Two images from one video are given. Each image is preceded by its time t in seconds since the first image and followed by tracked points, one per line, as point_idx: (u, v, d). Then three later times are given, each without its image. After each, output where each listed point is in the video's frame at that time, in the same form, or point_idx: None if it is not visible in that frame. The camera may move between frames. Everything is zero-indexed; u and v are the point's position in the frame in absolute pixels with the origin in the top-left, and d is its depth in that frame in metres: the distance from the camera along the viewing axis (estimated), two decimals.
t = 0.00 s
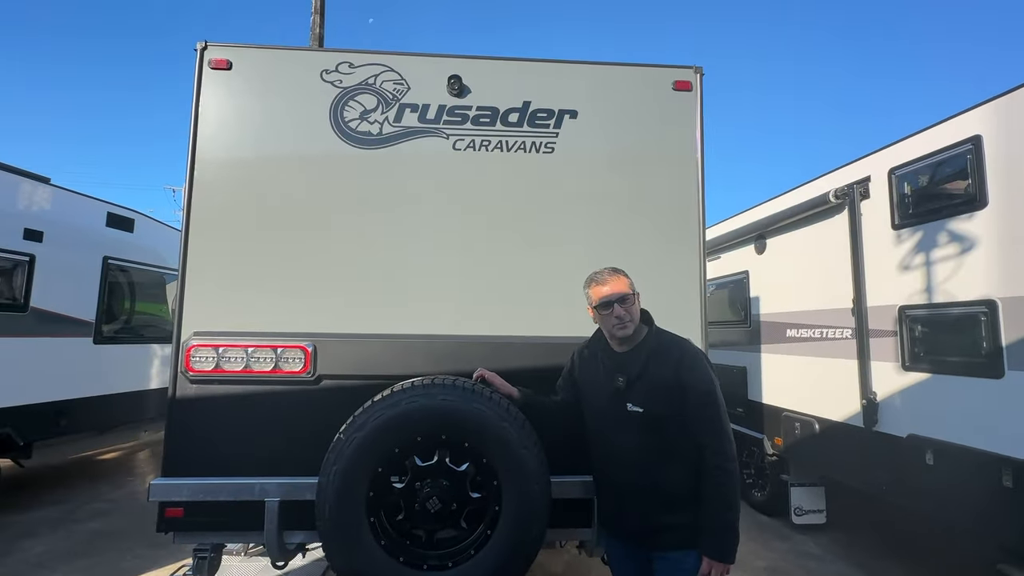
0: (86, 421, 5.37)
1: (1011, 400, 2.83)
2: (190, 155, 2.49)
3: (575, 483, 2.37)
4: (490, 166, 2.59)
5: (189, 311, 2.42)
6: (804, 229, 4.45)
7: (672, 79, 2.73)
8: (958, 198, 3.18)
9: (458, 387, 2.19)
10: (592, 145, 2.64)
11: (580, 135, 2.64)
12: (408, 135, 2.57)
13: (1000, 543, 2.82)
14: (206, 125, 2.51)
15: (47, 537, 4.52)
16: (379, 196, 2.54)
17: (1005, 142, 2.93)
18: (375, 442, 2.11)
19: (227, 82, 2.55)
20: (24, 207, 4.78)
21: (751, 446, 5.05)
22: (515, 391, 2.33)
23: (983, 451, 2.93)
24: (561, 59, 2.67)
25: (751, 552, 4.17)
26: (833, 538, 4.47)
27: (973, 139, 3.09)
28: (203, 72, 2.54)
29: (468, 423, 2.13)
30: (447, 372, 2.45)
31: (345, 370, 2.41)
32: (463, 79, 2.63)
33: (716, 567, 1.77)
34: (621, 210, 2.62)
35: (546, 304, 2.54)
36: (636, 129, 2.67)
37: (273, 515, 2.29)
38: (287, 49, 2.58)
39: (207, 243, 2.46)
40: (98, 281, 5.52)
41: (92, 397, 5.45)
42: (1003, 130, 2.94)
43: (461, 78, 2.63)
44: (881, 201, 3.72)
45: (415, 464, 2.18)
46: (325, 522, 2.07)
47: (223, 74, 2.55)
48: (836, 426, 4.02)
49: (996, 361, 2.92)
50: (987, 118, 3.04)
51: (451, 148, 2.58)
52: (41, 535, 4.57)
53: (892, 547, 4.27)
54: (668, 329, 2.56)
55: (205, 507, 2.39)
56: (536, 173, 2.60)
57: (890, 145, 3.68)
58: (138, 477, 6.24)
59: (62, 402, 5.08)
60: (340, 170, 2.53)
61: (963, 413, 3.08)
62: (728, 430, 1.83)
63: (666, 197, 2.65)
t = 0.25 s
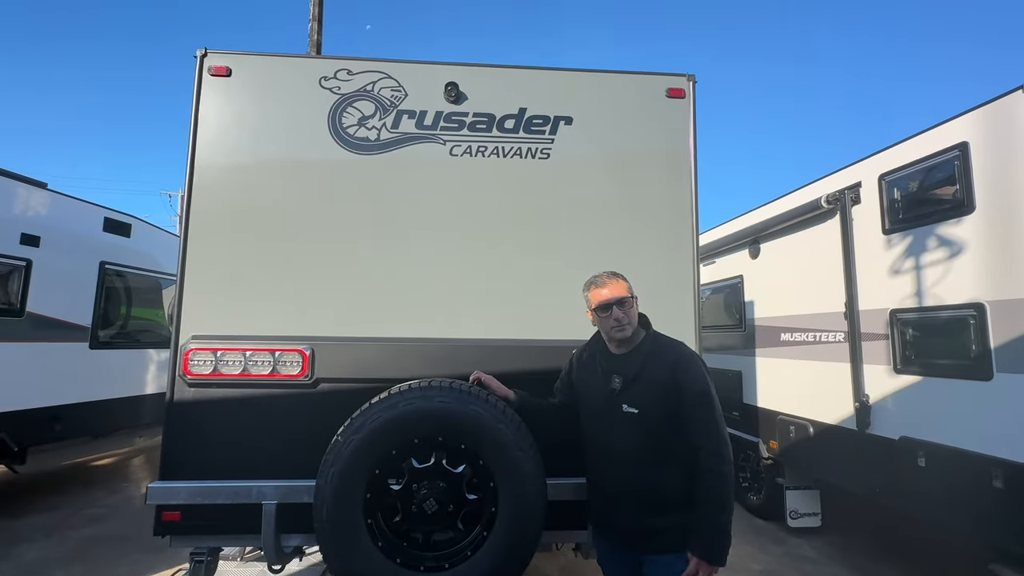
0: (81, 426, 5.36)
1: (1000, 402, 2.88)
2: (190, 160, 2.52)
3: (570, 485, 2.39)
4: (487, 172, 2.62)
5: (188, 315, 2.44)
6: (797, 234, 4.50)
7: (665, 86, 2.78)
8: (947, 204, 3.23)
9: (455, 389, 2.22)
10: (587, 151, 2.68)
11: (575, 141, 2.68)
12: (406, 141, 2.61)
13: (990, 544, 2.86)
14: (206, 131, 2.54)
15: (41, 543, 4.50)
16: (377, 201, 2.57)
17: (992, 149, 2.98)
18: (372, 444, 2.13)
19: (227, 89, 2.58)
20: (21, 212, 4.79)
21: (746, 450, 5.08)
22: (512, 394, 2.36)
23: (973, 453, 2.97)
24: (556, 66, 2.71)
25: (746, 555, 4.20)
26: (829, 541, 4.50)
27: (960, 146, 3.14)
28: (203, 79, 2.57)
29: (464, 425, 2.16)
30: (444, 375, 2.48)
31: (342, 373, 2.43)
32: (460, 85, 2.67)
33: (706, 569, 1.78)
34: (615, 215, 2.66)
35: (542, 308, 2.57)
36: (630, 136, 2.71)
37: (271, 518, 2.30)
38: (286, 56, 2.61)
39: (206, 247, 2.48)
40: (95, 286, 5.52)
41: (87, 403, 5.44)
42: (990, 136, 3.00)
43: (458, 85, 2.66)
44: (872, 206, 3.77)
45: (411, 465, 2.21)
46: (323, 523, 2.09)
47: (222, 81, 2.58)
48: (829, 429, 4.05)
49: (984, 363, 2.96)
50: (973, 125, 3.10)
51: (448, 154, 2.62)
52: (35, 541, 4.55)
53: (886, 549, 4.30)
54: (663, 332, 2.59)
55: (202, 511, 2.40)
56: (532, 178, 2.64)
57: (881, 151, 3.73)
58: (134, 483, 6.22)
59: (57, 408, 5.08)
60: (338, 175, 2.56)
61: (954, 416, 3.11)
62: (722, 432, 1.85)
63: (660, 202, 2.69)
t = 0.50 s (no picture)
0: (79, 430, 5.36)
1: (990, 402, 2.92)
2: (191, 165, 2.55)
3: (567, 485, 2.42)
4: (485, 176, 2.66)
5: (189, 318, 2.46)
6: (792, 238, 4.54)
7: (661, 92, 2.82)
8: (938, 207, 3.28)
9: (454, 390, 2.25)
10: (584, 156, 2.72)
11: (573, 146, 2.72)
12: (405, 145, 2.64)
13: (981, 544, 2.89)
14: (207, 136, 2.57)
15: (38, 547, 4.50)
16: (376, 205, 2.60)
17: (982, 153, 3.03)
18: (372, 444, 2.15)
19: (228, 94, 2.61)
20: (20, 215, 4.81)
21: (743, 452, 5.12)
22: (510, 395, 2.39)
23: (965, 454, 3.01)
24: (554, 72, 2.75)
25: (743, 556, 4.22)
26: (825, 543, 4.52)
27: (950, 150, 3.20)
28: (205, 85, 2.60)
29: (464, 426, 2.18)
30: (443, 377, 2.50)
31: (342, 375, 2.46)
32: (458, 91, 2.70)
33: (683, 570, 1.80)
34: (612, 219, 2.69)
35: (540, 311, 2.60)
36: (626, 141, 2.75)
37: (271, 519, 2.32)
38: (287, 62, 2.65)
39: (207, 250, 2.50)
40: (93, 290, 5.54)
41: (85, 406, 5.44)
42: (979, 141, 3.05)
43: (457, 90, 2.70)
44: (865, 210, 3.82)
45: (411, 466, 2.23)
46: (323, 523, 2.11)
47: (224, 87, 2.61)
48: (825, 431, 4.09)
49: (976, 364, 3.00)
50: (963, 130, 3.15)
51: (447, 158, 2.65)
52: (32, 545, 4.56)
53: (881, 550, 4.33)
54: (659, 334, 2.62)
55: (202, 512, 2.42)
56: (530, 182, 2.67)
57: (874, 155, 3.78)
58: (131, 487, 6.21)
59: (55, 411, 5.08)
60: (338, 179, 2.59)
61: (947, 417, 3.15)
62: (710, 433, 1.88)
63: (655, 206, 2.72)
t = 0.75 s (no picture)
0: (78, 434, 5.36)
1: (985, 403, 2.95)
2: (192, 168, 2.57)
3: (566, 485, 2.44)
4: (484, 179, 2.68)
5: (190, 320, 2.48)
6: (789, 240, 4.58)
7: (657, 97, 2.85)
8: (932, 210, 3.31)
9: (454, 391, 2.27)
10: (582, 159, 2.75)
11: (571, 149, 2.75)
12: (404, 149, 2.67)
13: (977, 543, 2.91)
14: (208, 139, 2.59)
15: (36, 551, 4.50)
16: (376, 208, 2.62)
17: (974, 157, 3.07)
18: (373, 444, 2.17)
19: (229, 98, 2.63)
20: (20, 219, 4.83)
21: (741, 454, 5.14)
22: (509, 396, 2.40)
23: (960, 454, 3.03)
24: (551, 77, 2.78)
25: (741, 558, 4.23)
26: (823, 544, 4.54)
27: (943, 154, 3.24)
28: (206, 89, 2.63)
29: (463, 426, 2.20)
30: (442, 378, 2.52)
31: (342, 377, 2.47)
32: (457, 95, 2.73)
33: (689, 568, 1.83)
34: (609, 221, 2.72)
35: (539, 312, 2.63)
36: (624, 144, 2.78)
37: (271, 520, 2.34)
38: (287, 66, 2.67)
39: (208, 253, 2.52)
40: (91, 293, 5.54)
41: (83, 410, 5.44)
42: (972, 145, 3.09)
43: (456, 95, 2.73)
44: (859, 212, 3.86)
45: (411, 466, 2.25)
46: (323, 522, 2.12)
47: (225, 91, 2.64)
48: (822, 432, 4.11)
49: (970, 364, 3.03)
50: (956, 133, 3.19)
51: (446, 162, 2.68)
52: (31, 549, 4.55)
53: (879, 551, 4.34)
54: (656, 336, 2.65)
55: (203, 514, 2.43)
56: (528, 185, 2.70)
57: (869, 158, 3.82)
58: (129, 491, 6.20)
59: (54, 415, 5.09)
60: (338, 182, 2.62)
61: (942, 417, 3.18)
62: (711, 433, 1.91)
63: (652, 209, 2.75)
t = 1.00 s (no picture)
0: (77, 437, 5.37)
1: (981, 404, 2.97)
2: (195, 173, 2.59)
3: (566, 487, 2.46)
4: (484, 183, 2.71)
5: (192, 324, 2.50)
6: (786, 243, 4.60)
7: (655, 102, 2.88)
8: (927, 213, 3.34)
9: (454, 393, 2.29)
10: (581, 163, 2.77)
11: (570, 154, 2.78)
12: (405, 154, 2.69)
13: (973, 544, 2.93)
14: (210, 144, 2.61)
15: (36, 555, 4.50)
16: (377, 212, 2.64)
17: (968, 160, 3.10)
18: (374, 446, 2.19)
19: (231, 103, 2.66)
20: (20, 223, 4.85)
21: (740, 456, 5.15)
22: (509, 398, 2.43)
23: (957, 455, 3.05)
24: (550, 82, 2.81)
25: (740, 560, 4.25)
26: (822, 546, 4.56)
27: (938, 158, 3.27)
28: (208, 94, 2.65)
29: (463, 428, 2.22)
30: (443, 381, 2.54)
31: (343, 380, 2.49)
32: (457, 100, 2.76)
33: (690, 566, 1.85)
34: (608, 225, 2.74)
35: (538, 315, 2.65)
36: (622, 149, 2.81)
37: (273, 522, 2.35)
38: (289, 72, 2.70)
39: (210, 257, 2.54)
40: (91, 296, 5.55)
41: (83, 413, 5.45)
42: (966, 149, 3.12)
43: (456, 100, 2.75)
44: (856, 216, 3.89)
45: (412, 468, 2.27)
46: (325, 524, 2.14)
47: (227, 96, 2.66)
48: (820, 434, 4.13)
49: (966, 366, 3.06)
50: (950, 138, 3.22)
51: (446, 166, 2.70)
52: (30, 552, 4.56)
53: (877, 553, 4.36)
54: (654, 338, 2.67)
55: (205, 517, 2.44)
56: (528, 190, 2.73)
57: (865, 162, 3.85)
58: (128, 495, 6.20)
59: (54, 418, 5.10)
60: (339, 186, 2.64)
61: (939, 419, 3.20)
62: (711, 433, 1.93)
63: (651, 213, 2.78)
